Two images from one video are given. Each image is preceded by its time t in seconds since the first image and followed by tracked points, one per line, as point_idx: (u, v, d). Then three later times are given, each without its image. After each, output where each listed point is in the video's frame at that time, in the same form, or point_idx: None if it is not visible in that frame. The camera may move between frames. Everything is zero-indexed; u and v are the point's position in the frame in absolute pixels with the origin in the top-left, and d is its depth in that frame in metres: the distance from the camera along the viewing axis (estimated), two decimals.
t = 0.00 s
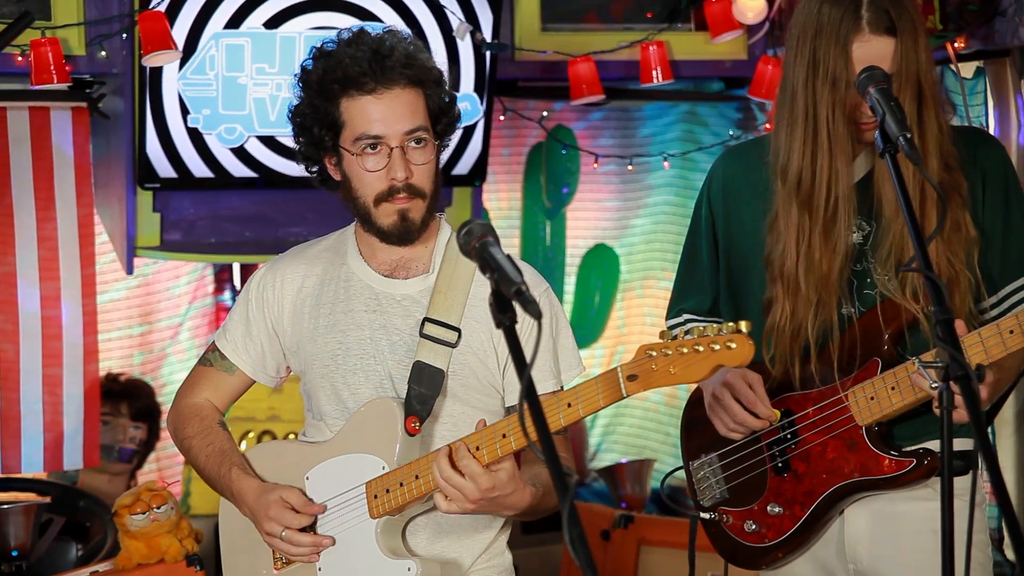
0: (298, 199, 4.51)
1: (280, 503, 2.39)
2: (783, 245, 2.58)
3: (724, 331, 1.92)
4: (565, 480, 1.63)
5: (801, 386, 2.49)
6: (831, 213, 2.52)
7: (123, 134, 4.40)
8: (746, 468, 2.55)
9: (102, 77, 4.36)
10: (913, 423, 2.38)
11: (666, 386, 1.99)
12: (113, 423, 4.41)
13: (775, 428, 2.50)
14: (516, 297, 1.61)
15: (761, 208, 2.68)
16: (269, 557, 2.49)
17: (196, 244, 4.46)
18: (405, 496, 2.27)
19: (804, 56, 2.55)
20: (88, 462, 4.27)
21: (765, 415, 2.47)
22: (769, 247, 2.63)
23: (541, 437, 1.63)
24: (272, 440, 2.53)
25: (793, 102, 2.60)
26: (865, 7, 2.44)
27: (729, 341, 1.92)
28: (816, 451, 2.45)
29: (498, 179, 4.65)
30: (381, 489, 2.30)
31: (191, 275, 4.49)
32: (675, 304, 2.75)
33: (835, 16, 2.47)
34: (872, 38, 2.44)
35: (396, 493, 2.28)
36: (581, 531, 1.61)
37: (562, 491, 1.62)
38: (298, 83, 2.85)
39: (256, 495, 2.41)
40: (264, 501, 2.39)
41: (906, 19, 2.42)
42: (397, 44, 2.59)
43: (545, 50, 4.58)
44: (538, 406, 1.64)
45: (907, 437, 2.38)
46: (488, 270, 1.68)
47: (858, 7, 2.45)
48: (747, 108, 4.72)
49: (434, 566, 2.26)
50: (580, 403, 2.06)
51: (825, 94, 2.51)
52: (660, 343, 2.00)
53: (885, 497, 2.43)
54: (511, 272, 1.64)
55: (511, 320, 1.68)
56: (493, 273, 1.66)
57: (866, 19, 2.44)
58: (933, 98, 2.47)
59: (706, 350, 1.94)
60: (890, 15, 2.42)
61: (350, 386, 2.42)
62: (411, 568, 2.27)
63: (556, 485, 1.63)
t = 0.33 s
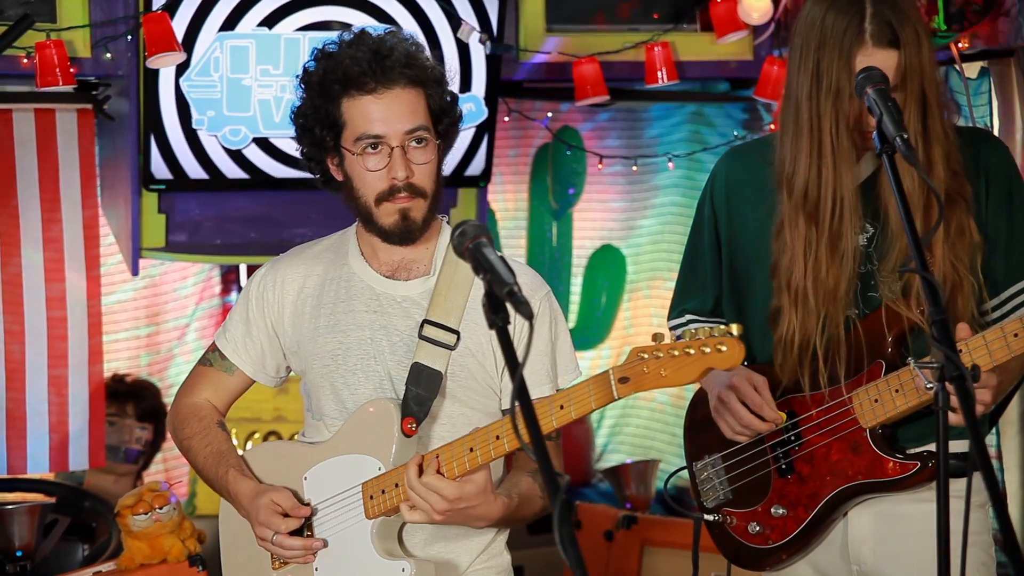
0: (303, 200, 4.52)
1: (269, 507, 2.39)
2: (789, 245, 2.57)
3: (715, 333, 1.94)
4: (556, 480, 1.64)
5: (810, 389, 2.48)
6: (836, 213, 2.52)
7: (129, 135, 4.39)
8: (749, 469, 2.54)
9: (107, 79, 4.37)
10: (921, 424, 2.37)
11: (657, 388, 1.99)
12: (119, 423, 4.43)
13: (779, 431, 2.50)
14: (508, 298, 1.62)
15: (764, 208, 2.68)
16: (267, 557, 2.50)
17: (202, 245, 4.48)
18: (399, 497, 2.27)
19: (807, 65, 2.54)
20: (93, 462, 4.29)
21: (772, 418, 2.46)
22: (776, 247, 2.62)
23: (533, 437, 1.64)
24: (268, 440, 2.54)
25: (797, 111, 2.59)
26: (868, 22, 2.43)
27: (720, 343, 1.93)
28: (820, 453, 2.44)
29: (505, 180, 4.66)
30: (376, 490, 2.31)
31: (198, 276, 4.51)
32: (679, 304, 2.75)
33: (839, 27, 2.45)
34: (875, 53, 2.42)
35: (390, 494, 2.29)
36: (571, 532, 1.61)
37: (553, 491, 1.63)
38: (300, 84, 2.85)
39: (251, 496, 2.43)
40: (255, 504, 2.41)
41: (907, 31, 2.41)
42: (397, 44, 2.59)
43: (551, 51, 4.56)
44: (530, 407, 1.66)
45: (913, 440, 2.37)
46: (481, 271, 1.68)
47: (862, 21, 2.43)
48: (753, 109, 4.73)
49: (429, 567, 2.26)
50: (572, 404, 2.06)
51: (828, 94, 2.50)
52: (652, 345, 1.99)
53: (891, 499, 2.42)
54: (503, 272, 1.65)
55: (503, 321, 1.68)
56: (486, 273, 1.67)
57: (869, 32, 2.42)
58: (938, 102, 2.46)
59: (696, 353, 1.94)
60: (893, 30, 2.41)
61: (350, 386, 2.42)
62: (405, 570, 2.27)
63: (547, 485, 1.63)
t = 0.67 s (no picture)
0: (307, 198, 4.53)
1: (275, 501, 2.40)
2: (791, 242, 2.57)
3: (712, 334, 1.94)
4: (546, 477, 1.63)
5: (818, 385, 2.47)
6: (837, 210, 2.52)
7: (132, 133, 4.39)
8: (748, 468, 2.54)
9: (111, 78, 4.38)
10: (918, 423, 2.35)
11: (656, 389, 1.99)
12: (125, 421, 4.44)
13: (779, 428, 2.49)
14: (501, 297, 1.62)
15: (765, 206, 2.68)
16: (267, 554, 2.50)
17: (206, 243, 4.49)
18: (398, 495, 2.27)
19: (809, 57, 2.54)
20: (99, 460, 4.30)
21: (771, 417, 2.45)
22: (778, 244, 2.62)
23: (521, 433, 1.64)
24: (271, 438, 2.54)
25: (799, 103, 2.59)
26: (869, 13, 2.43)
27: (717, 345, 1.93)
28: (820, 450, 2.45)
29: (510, 178, 4.65)
30: (376, 487, 2.31)
31: (204, 273, 4.52)
32: (680, 303, 2.74)
33: (839, 20, 2.46)
34: (875, 45, 2.43)
35: (389, 492, 2.29)
36: (562, 529, 1.62)
37: (544, 489, 1.63)
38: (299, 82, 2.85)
39: (252, 492, 2.43)
40: (259, 499, 2.41)
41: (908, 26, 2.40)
42: (395, 41, 2.60)
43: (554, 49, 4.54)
44: (521, 404, 1.66)
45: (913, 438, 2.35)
46: (474, 269, 1.68)
47: (862, 12, 2.43)
48: (758, 106, 4.73)
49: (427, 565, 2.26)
50: (572, 404, 2.07)
51: (830, 90, 2.50)
52: (651, 346, 1.99)
53: (891, 497, 2.42)
54: (496, 271, 1.66)
55: (496, 319, 1.68)
56: (479, 271, 1.67)
57: (870, 24, 2.42)
58: (939, 100, 2.46)
59: (694, 353, 1.94)
60: (893, 22, 2.41)
61: (349, 383, 2.43)
62: (405, 566, 2.26)
63: (538, 484, 1.64)
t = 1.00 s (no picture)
0: (315, 198, 4.55)
1: (274, 498, 2.41)
2: (793, 239, 2.57)
3: (707, 329, 1.94)
4: (539, 476, 1.64)
5: (816, 383, 2.48)
6: (840, 207, 2.51)
7: (140, 133, 4.42)
8: (750, 468, 2.55)
9: (118, 78, 4.38)
10: (921, 424, 2.38)
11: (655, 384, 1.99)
12: (133, 421, 4.43)
13: (783, 428, 2.49)
14: (494, 296, 1.62)
15: (769, 205, 2.68)
16: (270, 552, 2.51)
17: (214, 243, 4.51)
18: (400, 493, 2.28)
19: (812, 46, 2.54)
20: (107, 460, 4.33)
21: (773, 418, 2.45)
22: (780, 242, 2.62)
23: (516, 432, 1.65)
24: (273, 437, 2.55)
25: (802, 95, 2.59)
26: None
27: (714, 339, 1.94)
28: (823, 451, 2.44)
29: (519, 177, 4.64)
30: (377, 486, 2.31)
31: (212, 273, 4.52)
32: (684, 302, 2.74)
33: (843, 7, 2.45)
34: (880, 30, 2.43)
35: (390, 490, 2.29)
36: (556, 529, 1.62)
37: (537, 488, 1.63)
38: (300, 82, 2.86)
39: (253, 491, 2.44)
40: (259, 496, 2.42)
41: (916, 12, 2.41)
42: (396, 40, 2.61)
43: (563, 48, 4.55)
44: (515, 404, 1.66)
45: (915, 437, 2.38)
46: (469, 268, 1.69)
47: None
48: (767, 105, 4.73)
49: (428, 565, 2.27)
50: (570, 400, 2.06)
51: (834, 81, 2.50)
52: (648, 341, 1.99)
53: (893, 498, 2.42)
54: (491, 271, 1.66)
55: (491, 319, 1.68)
56: (474, 271, 1.68)
57: (874, 10, 2.42)
58: (943, 97, 2.45)
59: (692, 348, 1.95)
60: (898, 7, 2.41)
61: (350, 381, 2.43)
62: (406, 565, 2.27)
63: (532, 482, 1.64)
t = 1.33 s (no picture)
0: (320, 199, 4.55)
1: (269, 496, 2.42)
2: (796, 244, 2.57)
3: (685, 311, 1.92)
4: (533, 476, 1.64)
5: (820, 388, 2.47)
6: (843, 215, 2.51)
7: (145, 134, 4.40)
8: (753, 469, 2.54)
9: (124, 79, 4.39)
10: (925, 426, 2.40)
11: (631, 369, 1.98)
12: (139, 421, 4.46)
13: (788, 429, 2.48)
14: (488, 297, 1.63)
15: (770, 206, 2.67)
16: (268, 554, 2.52)
17: (219, 244, 4.50)
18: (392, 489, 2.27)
19: (816, 59, 2.52)
20: (112, 460, 4.33)
21: (779, 421, 2.46)
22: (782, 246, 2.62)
23: (510, 433, 1.65)
24: (274, 440, 2.55)
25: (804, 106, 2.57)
26: (879, 16, 2.41)
27: (688, 321, 1.92)
28: (827, 453, 2.44)
29: (525, 178, 4.64)
30: (370, 482, 2.31)
31: (219, 275, 4.58)
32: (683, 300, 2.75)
33: (848, 21, 2.43)
34: (884, 46, 2.41)
35: (383, 486, 2.29)
36: (547, 531, 1.62)
37: (529, 487, 1.63)
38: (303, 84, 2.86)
39: (252, 489, 2.45)
40: (254, 495, 2.43)
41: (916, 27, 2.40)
42: (398, 42, 2.62)
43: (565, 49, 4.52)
44: (509, 405, 1.67)
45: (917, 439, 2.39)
46: (464, 268, 1.69)
47: (871, 15, 2.41)
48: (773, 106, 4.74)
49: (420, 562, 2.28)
50: (552, 389, 2.05)
51: (838, 93, 2.48)
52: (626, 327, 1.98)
53: (896, 500, 2.42)
54: (484, 271, 1.66)
55: (485, 319, 1.69)
56: (468, 272, 1.68)
57: (879, 27, 2.40)
58: (946, 102, 2.45)
59: (665, 332, 1.93)
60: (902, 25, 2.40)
61: (352, 384, 2.44)
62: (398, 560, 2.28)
63: (524, 481, 1.64)
